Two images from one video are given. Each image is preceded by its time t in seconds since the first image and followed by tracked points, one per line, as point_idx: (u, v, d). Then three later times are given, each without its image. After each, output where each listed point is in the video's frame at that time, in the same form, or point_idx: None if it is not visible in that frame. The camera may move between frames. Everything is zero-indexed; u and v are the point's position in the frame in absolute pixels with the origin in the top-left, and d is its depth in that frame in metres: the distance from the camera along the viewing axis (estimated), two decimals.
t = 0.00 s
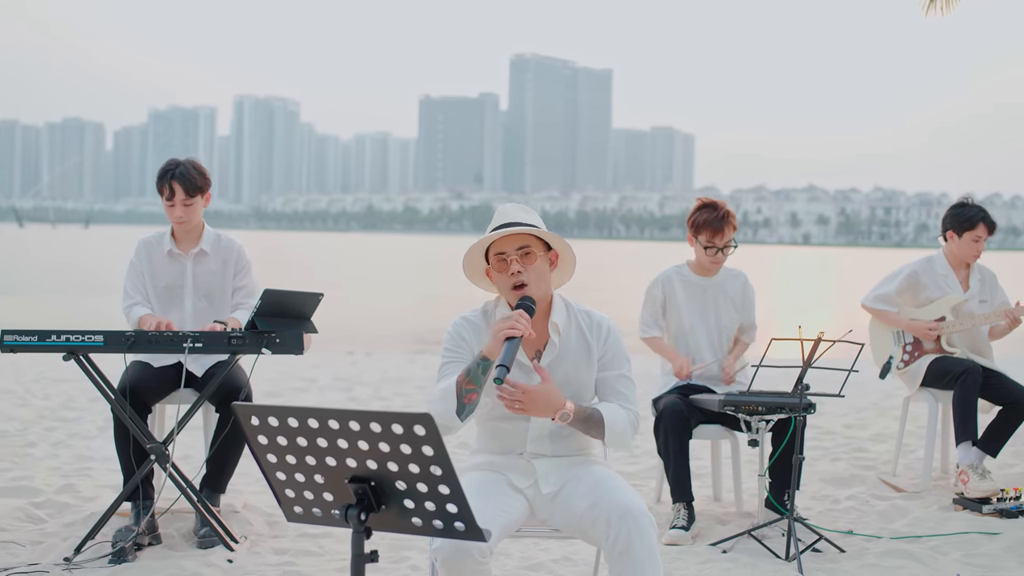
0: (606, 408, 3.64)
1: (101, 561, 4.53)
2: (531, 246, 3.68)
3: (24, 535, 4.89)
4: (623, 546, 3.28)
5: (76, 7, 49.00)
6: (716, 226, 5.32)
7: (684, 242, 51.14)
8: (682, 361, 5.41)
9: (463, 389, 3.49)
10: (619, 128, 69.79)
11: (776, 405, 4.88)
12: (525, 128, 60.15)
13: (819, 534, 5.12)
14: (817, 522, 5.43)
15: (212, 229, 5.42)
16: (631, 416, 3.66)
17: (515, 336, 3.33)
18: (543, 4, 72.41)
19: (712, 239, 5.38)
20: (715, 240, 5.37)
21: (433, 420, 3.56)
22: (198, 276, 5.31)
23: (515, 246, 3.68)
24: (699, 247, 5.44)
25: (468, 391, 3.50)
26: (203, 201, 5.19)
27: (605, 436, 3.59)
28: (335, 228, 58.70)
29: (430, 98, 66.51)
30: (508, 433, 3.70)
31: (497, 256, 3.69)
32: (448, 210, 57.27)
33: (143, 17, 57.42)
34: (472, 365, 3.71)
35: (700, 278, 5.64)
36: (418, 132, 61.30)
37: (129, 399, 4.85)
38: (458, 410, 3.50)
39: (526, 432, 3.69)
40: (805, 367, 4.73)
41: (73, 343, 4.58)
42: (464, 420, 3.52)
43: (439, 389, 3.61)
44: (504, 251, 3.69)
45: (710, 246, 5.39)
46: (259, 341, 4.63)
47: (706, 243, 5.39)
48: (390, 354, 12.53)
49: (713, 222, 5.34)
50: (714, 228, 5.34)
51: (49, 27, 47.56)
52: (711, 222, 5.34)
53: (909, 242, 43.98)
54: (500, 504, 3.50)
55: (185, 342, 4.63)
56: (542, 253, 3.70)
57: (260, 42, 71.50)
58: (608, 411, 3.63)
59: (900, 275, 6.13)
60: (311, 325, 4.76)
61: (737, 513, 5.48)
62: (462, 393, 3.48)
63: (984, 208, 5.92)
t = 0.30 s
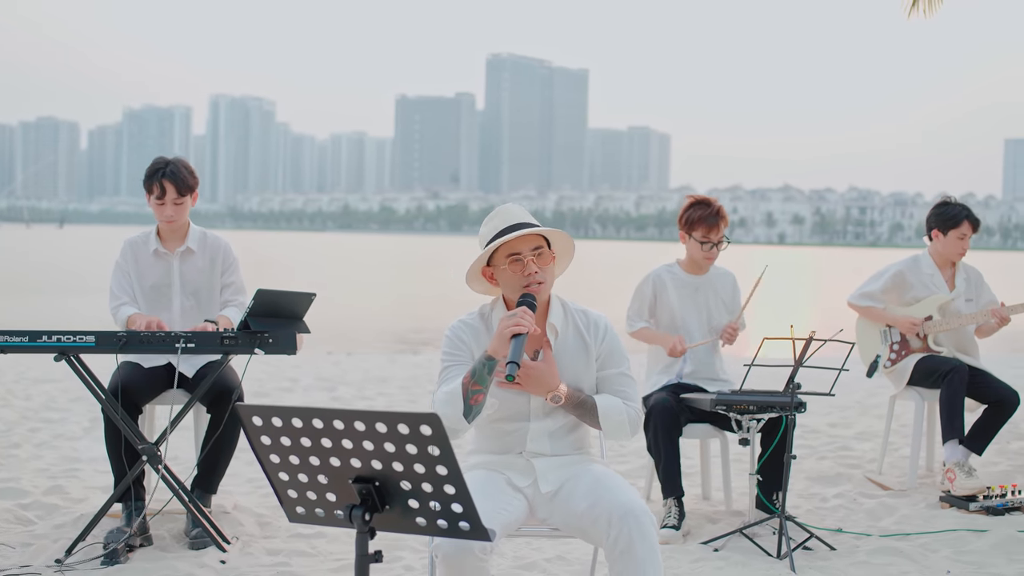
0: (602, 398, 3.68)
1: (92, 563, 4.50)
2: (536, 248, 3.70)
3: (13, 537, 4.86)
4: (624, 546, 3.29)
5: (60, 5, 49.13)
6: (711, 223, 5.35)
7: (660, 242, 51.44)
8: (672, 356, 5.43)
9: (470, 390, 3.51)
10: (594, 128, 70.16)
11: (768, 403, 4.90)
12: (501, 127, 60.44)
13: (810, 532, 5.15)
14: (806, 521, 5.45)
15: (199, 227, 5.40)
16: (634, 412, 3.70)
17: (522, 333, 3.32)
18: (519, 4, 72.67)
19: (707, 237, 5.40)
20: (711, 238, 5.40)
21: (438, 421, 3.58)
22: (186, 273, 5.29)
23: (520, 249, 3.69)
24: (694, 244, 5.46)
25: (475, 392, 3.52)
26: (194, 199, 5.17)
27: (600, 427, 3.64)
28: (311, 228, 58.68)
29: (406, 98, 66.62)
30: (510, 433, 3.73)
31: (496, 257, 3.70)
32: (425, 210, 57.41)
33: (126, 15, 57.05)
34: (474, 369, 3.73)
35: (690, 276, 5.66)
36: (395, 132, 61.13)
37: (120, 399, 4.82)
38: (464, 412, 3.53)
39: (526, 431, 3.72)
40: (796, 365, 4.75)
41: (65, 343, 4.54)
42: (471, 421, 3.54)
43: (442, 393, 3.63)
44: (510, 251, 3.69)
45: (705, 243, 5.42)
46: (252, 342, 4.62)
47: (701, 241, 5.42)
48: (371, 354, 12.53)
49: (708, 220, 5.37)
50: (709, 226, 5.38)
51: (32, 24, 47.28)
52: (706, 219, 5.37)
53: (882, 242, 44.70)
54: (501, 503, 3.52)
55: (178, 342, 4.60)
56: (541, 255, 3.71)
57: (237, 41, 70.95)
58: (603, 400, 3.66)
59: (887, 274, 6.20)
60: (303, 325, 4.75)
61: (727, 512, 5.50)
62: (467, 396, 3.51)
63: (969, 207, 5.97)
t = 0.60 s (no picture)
0: (596, 397, 3.68)
1: (82, 565, 4.47)
2: (529, 247, 3.71)
3: None
4: (622, 546, 3.29)
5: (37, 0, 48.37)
6: (696, 225, 5.38)
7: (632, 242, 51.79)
8: (655, 360, 5.43)
9: (466, 396, 3.52)
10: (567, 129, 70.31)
11: (756, 402, 4.91)
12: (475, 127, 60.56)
13: (798, 530, 5.18)
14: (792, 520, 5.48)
15: (184, 228, 5.36)
16: (632, 408, 3.72)
17: (514, 339, 3.33)
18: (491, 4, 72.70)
19: (694, 238, 5.43)
20: (697, 240, 5.42)
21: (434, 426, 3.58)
22: (173, 273, 5.26)
23: (510, 248, 3.70)
24: (681, 247, 5.48)
25: (471, 397, 3.53)
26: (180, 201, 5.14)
27: (596, 425, 3.65)
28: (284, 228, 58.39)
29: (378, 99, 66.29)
30: (506, 434, 3.74)
31: (487, 259, 3.71)
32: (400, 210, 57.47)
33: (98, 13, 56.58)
34: (468, 374, 3.73)
35: (678, 277, 5.69)
36: (368, 132, 61.09)
37: (108, 400, 4.79)
38: (462, 418, 3.54)
39: (522, 430, 3.74)
40: (784, 365, 4.76)
41: (53, 344, 4.50)
42: (468, 426, 3.56)
43: (437, 398, 3.64)
44: (503, 251, 3.70)
45: (692, 245, 5.45)
46: (242, 342, 4.60)
47: (688, 242, 5.44)
48: (348, 354, 12.49)
49: (692, 223, 5.40)
50: (695, 228, 5.40)
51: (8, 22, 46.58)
52: (696, 223, 5.40)
53: (855, 243, 45.23)
54: (498, 503, 3.53)
55: (168, 343, 4.58)
56: (534, 258, 3.72)
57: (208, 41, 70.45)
58: (598, 398, 3.67)
59: (872, 274, 6.25)
60: (293, 325, 4.73)
61: (715, 510, 5.53)
62: (463, 401, 3.52)
63: (952, 208, 6.02)
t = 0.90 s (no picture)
0: (589, 395, 3.69)
1: (72, 566, 4.44)
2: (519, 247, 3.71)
3: None
4: (621, 544, 3.30)
5: None
6: (680, 226, 5.39)
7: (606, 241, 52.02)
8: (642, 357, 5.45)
9: (459, 398, 3.51)
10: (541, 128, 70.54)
11: (744, 401, 4.92)
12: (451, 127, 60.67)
13: (786, 528, 5.21)
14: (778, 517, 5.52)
15: (173, 227, 5.34)
16: (624, 406, 3.73)
17: (506, 339, 3.33)
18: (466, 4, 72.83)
19: (676, 239, 5.45)
20: (681, 241, 5.44)
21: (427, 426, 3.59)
22: (161, 272, 5.24)
23: (502, 249, 3.69)
24: (666, 246, 5.49)
25: (465, 399, 3.52)
26: (167, 200, 5.12)
27: (590, 423, 3.66)
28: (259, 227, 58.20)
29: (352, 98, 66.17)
30: (499, 434, 3.75)
31: (479, 260, 3.70)
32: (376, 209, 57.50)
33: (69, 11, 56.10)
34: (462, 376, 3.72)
35: (664, 276, 5.70)
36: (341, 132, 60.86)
37: (97, 401, 4.76)
38: (455, 419, 3.54)
39: (516, 430, 3.74)
40: (773, 364, 4.77)
41: (42, 345, 4.48)
42: (462, 427, 3.56)
43: (431, 401, 3.63)
44: (491, 253, 3.69)
45: (677, 245, 5.45)
46: (233, 341, 4.58)
47: (671, 243, 5.45)
48: (326, 355, 12.47)
49: (677, 223, 5.41)
50: (679, 229, 5.42)
51: None
52: (681, 223, 5.41)
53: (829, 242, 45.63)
54: (494, 502, 3.54)
55: (159, 343, 4.55)
56: (524, 258, 3.72)
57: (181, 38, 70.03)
58: (591, 396, 3.67)
59: (856, 272, 6.29)
60: (282, 325, 4.71)
61: (702, 509, 5.56)
62: (457, 402, 3.51)
63: (933, 210, 6.06)
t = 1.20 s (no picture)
0: (584, 394, 3.69)
1: (63, 568, 4.42)
2: (510, 249, 3.70)
3: None
4: (620, 544, 3.30)
5: None
6: (671, 226, 5.43)
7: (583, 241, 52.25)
8: (634, 357, 5.47)
9: (454, 401, 3.52)
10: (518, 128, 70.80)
11: (735, 401, 4.93)
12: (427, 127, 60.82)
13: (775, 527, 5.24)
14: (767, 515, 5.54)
15: (164, 228, 5.33)
16: (620, 405, 3.74)
17: (499, 343, 3.34)
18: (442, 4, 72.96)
19: (668, 239, 5.48)
20: (672, 240, 5.47)
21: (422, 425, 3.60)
22: (152, 273, 5.23)
23: (495, 251, 3.68)
24: (656, 246, 5.52)
25: (460, 402, 3.53)
26: (157, 199, 5.10)
27: (586, 422, 3.66)
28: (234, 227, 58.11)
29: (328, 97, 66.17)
30: (495, 435, 3.76)
31: (473, 261, 3.70)
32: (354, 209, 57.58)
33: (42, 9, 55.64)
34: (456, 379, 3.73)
35: (652, 276, 5.72)
36: (317, 132, 60.95)
37: (88, 402, 4.74)
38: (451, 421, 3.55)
39: (512, 432, 3.75)
40: (763, 364, 4.78)
41: (33, 346, 4.46)
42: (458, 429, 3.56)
43: (427, 403, 3.64)
44: (484, 254, 3.68)
45: (667, 245, 5.48)
46: (224, 343, 4.56)
47: (662, 242, 5.48)
48: (308, 355, 12.47)
49: (668, 222, 5.44)
50: (670, 229, 5.45)
51: None
52: (671, 223, 5.44)
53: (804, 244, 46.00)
54: (493, 503, 3.55)
55: (151, 344, 4.53)
56: (519, 260, 3.72)
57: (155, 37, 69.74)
58: (586, 395, 3.68)
59: (841, 271, 6.34)
60: (273, 326, 4.69)
61: (691, 508, 5.59)
62: (452, 404, 3.52)
63: (917, 211, 6.10)
